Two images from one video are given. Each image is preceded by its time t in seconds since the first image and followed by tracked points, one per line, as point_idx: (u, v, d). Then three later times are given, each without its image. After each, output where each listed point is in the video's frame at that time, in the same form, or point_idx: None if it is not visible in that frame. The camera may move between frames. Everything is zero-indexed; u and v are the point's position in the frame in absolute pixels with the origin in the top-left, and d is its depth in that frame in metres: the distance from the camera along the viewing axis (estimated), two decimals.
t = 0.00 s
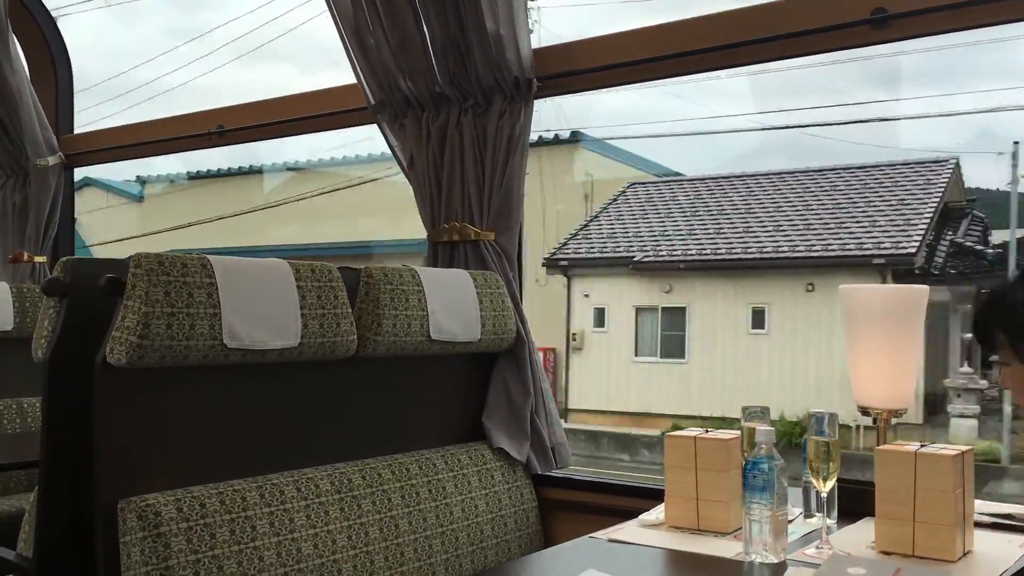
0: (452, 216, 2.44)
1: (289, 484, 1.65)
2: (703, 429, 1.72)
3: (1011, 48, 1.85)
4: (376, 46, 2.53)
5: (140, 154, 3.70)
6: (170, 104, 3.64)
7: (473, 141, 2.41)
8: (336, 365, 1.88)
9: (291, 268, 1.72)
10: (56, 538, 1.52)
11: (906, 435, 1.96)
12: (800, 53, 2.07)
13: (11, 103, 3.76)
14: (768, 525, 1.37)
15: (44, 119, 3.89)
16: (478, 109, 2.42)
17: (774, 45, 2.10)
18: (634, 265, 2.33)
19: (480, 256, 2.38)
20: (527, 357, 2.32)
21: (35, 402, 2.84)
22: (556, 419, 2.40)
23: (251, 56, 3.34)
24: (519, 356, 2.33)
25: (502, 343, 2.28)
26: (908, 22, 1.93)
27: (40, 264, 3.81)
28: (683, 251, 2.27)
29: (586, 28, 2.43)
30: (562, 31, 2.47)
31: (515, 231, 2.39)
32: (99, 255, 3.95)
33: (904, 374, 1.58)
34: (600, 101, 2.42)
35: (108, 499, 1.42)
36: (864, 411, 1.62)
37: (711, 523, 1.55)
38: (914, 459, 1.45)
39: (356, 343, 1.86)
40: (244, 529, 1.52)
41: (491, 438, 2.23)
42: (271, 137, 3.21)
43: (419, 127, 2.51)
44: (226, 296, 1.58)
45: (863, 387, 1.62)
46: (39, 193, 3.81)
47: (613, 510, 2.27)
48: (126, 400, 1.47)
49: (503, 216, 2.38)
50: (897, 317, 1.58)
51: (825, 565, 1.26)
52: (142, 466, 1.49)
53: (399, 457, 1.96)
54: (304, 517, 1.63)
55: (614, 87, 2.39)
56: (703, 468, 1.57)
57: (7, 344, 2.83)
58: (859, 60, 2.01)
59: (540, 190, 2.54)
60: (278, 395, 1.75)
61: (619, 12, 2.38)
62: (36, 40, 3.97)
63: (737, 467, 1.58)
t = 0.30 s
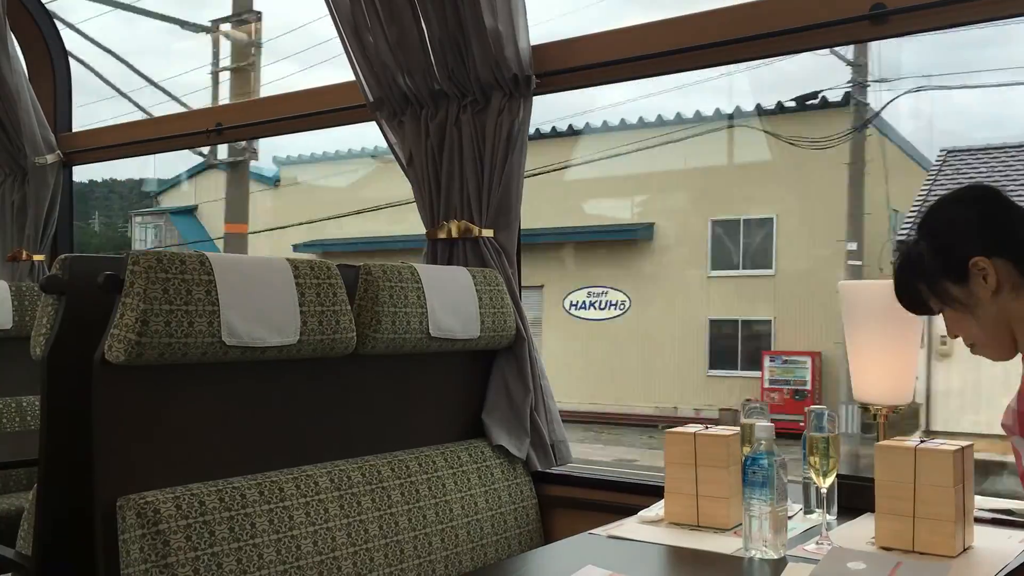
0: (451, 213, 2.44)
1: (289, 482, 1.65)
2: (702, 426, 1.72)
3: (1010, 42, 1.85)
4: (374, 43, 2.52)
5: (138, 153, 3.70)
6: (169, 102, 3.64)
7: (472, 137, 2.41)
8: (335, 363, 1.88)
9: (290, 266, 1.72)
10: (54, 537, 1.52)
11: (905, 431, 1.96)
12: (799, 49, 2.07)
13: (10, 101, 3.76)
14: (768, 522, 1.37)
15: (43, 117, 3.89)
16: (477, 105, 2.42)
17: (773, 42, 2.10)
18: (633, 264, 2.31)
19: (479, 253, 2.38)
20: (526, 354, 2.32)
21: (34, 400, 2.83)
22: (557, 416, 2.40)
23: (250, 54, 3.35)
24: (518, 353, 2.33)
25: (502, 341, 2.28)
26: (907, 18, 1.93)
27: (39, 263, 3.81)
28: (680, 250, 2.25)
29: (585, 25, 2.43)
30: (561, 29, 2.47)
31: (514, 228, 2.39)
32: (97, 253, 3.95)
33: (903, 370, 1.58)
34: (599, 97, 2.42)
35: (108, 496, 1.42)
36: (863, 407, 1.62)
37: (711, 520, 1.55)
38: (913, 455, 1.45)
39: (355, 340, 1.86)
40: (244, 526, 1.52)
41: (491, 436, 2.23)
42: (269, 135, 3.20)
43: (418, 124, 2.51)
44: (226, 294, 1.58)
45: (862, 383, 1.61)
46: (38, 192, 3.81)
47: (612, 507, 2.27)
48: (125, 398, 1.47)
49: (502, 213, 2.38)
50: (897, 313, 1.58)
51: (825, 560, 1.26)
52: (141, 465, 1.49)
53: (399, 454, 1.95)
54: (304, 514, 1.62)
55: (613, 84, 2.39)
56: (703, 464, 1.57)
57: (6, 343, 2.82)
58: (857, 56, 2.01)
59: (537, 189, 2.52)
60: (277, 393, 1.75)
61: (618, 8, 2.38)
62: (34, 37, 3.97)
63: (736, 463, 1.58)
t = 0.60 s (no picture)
0: (452, 213, 2.44)
1: (290, 482, 1.65)
2: (703, 425, 1.71)
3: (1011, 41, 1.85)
4: (375, 43, 2.52)
5: (139, 152, 3.71)
6: (170, 101, 3.64)
7: (473, 137, 2.41)
8: (337, 363, 1.88)
9: (291, 266, 1.72)
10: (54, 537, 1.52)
11: (906, 431, 1.96)
12: (799, 49, 2.07)
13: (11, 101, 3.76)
14: (769, 521, 1.37)
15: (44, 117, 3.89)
16: (477, 105, 2.42)
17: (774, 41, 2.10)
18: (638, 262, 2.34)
19: (480, 252, 2.38)
20: (527, 354, 2.32)
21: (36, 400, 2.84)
22: (558, 416, 2.40)
23: (251, 54, 3.35)
24: (519, 353, 2.33)
25: (503, 340, 2.28)
26: (908, 17, 1.92)
27: (40, 262, 3.81)
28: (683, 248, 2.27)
29: (585, 24, 2.43)
30: (562, 29, 2.47)
31: (515, 227, 2.39)
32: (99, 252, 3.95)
33: (904, 370, 1.58)
34: (600, 97, 2.42)
35: (108, 496, 1.42)
36: (864, 407, 1.62)
37: (712, 519, 1.55)
38: (914, 455, 1.45)
39: (356, 340, 1.86)
40: (245, 526, 1.52)
41: (492, 435, 2.23)
42: (270, 134, 3.20)
43: (419, 123, 2.51)
44: (226, 294, 1.58)
45: (863, 382, 1.61)
46: (39, 192, 3.81)
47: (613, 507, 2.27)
48: (125, 397, 1.47)
49: (503, 213, 2.38)
50: (898, 313, 1.57)
51: (825, 560, 1.26)
52: (142, 465, 1.49)
53: (399, 454, 1.96)
54: (305, 514, 1.62)
55: (613, 83, 2.38)
56: (704, 463, 1.57)
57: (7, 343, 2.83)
58: (858, 56, 2.01)
59: (540, 190, 2.54)
60: (278, 393, 1.75)
61: (619, 8, 2.38)
62: (34, 36, 3.97)
63: (737, 462, 1.58)
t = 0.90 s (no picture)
0: (455, 213, 2.44)
1: (294, 482, 1.65)
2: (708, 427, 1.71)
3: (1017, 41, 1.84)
4: (379, 44, 2.52)
5: (143, 153, 3.71)
6: (174, 103, 3.64)
7: (477, 137, 2.41)
8: (341, 363, 1.88)
9: (294, 266, 1.72)
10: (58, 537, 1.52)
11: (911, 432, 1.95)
12: (804, 49, 2.06)
13: (15, 103, 3.77)
14: (774, 522, 1.37)
15: (48, 119, 3.90)
16: (481, 106, 2.42)
17: (778, 42, 2.09)
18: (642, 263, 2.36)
19: (484, 253, 2.38)
20: (531, 355, 2.32)
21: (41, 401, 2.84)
22: (562, 417, 2.41)
23: (255, 55, 3.35)
24: (523, 354, 2.33)
25: (507, 341, 2.28)
26: (913, 17, 1.92)
27: (45, 263, 3.82)
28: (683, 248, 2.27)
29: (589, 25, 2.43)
30: (566, 29, 2.47)
31: (519, 228, 2.39)
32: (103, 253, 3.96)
33: (910, 371, 1.58)
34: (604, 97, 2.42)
35: (112, 496, 1.42)
36: (869, 407, 1.62)
37: (717, 520, 1.54)
38: (919, 455, 1.44)
39: (360, 341, 1.86)
40: (249, 527, 1.52)
41: (495, 436, 2.23)
42: (273, 135, 3.21)
43: (423, 124, 2.51)
44: (230, 294, 1.58)
45: (868, 383, 1.61)
46: (44, 193, 3.82)
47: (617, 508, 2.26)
48: (129, 398, 1.47)
49: (507, 214, 2.38)
50: (903, 313, 1.57)
51: (830, 560, 1.26)
52: (145, 465, 1.49)
53: (403, 455, 1.95)
54: (308, 515, 1.62)
55: (617, 84, 2.38)
56: (708, 464, 1.57)
57: (11, 344, 2.83)
58: (862, 56, 2.01)
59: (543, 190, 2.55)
60: (282, 393, 1.75)
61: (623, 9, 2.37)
62: (39, 38, 3.97)
63: (742, 463, 1.58)
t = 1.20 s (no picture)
0: (463, 219, 2.44)
1: (303, 488, 1.65)
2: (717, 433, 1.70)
3: None
4: (387, 50, 2.53)
5: (153, 160, 3.73)
6: (183, 109, 3.66)
7: (485, 143, 2.41)
8: (350, 369, 1.89)
9: (303, 273, 1.73)
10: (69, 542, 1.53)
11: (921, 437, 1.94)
12: (813, 54, 2.06)
13: (26, 109, 3.79)
14: (783, 529, 1.36)
15: (58, 125, 3.92)
16: (489, 112, 2.43)
17: (787, 47, 2.09)
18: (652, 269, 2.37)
19: (492, 259, 2.38)
20: (540, 360, 2.32)
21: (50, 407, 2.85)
22: (571, 423, 2.41)
23: (264, 62, 3.37)
24: (531, 359, 2.33)
25: (515, 347, 2.28)
26: (922, 22, 1.92)
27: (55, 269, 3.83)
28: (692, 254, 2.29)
29: (597, 31, 2.43)
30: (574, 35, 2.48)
31: (527, 233, 2.39)
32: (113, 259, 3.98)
33: (920, 378, 1.57)
34: (612, 103, 2.42)
35: (122, 502, 1.43)
36: (879, 414, 1.61)
37: (726, 527, 1.54)
38: (929, 461, 1.43)
39: (368, 347, 1.86)
40: (258, 533, 1.52)
41: (503, 441, 2.23)
42: (283, 141, 3.22)
43: (431, 130, 2.52)
44: (239, 301, 1.58)
45: (878, 389, 1.60)
46: (54, 199, 3.84)
47: (626, 514, 2.26)
48: (139, 404, 1.48)
49: (515, 219, 2.38)
50: (913, 320, 1.56)
51: (840, 567, 1.26)
52: (156, 471, 1.50)
53: (412, 461, 1.96)
54: (317, 521, 1.63)
55: (626, 89, 2.39)
56: (718, 470, 1.56)
57: (21, 350, 2.84)
58: (871, 61, 2.01)
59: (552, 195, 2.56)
60: (292, 399, 1.76)
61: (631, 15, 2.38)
62: (49, 45, 4.00)
63: (751, 470, 1.57)
